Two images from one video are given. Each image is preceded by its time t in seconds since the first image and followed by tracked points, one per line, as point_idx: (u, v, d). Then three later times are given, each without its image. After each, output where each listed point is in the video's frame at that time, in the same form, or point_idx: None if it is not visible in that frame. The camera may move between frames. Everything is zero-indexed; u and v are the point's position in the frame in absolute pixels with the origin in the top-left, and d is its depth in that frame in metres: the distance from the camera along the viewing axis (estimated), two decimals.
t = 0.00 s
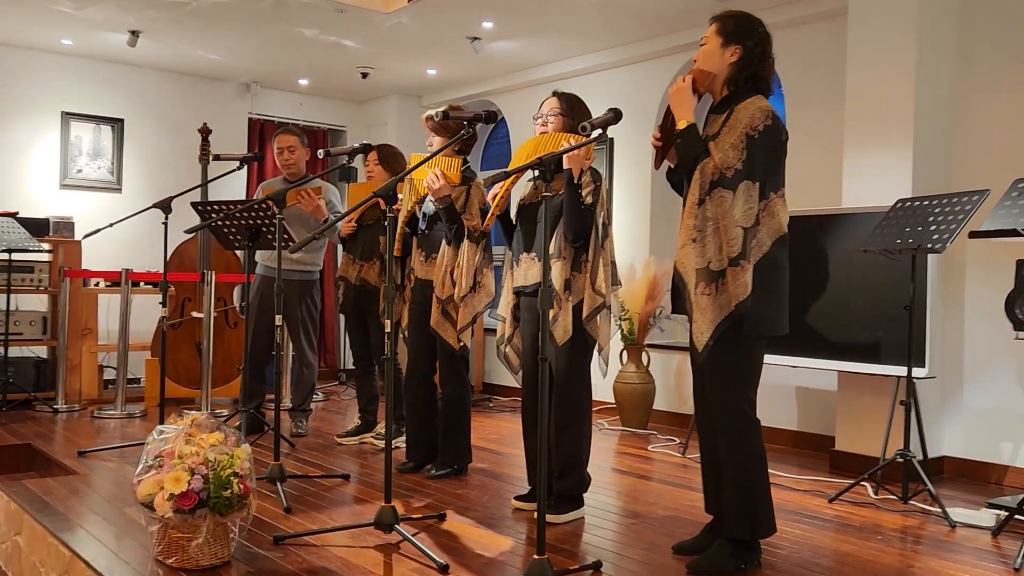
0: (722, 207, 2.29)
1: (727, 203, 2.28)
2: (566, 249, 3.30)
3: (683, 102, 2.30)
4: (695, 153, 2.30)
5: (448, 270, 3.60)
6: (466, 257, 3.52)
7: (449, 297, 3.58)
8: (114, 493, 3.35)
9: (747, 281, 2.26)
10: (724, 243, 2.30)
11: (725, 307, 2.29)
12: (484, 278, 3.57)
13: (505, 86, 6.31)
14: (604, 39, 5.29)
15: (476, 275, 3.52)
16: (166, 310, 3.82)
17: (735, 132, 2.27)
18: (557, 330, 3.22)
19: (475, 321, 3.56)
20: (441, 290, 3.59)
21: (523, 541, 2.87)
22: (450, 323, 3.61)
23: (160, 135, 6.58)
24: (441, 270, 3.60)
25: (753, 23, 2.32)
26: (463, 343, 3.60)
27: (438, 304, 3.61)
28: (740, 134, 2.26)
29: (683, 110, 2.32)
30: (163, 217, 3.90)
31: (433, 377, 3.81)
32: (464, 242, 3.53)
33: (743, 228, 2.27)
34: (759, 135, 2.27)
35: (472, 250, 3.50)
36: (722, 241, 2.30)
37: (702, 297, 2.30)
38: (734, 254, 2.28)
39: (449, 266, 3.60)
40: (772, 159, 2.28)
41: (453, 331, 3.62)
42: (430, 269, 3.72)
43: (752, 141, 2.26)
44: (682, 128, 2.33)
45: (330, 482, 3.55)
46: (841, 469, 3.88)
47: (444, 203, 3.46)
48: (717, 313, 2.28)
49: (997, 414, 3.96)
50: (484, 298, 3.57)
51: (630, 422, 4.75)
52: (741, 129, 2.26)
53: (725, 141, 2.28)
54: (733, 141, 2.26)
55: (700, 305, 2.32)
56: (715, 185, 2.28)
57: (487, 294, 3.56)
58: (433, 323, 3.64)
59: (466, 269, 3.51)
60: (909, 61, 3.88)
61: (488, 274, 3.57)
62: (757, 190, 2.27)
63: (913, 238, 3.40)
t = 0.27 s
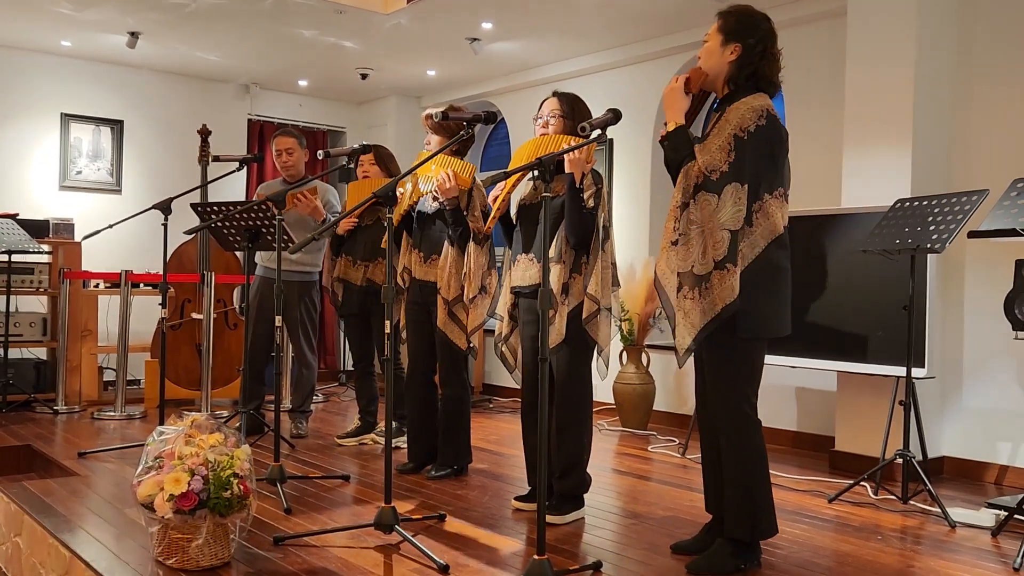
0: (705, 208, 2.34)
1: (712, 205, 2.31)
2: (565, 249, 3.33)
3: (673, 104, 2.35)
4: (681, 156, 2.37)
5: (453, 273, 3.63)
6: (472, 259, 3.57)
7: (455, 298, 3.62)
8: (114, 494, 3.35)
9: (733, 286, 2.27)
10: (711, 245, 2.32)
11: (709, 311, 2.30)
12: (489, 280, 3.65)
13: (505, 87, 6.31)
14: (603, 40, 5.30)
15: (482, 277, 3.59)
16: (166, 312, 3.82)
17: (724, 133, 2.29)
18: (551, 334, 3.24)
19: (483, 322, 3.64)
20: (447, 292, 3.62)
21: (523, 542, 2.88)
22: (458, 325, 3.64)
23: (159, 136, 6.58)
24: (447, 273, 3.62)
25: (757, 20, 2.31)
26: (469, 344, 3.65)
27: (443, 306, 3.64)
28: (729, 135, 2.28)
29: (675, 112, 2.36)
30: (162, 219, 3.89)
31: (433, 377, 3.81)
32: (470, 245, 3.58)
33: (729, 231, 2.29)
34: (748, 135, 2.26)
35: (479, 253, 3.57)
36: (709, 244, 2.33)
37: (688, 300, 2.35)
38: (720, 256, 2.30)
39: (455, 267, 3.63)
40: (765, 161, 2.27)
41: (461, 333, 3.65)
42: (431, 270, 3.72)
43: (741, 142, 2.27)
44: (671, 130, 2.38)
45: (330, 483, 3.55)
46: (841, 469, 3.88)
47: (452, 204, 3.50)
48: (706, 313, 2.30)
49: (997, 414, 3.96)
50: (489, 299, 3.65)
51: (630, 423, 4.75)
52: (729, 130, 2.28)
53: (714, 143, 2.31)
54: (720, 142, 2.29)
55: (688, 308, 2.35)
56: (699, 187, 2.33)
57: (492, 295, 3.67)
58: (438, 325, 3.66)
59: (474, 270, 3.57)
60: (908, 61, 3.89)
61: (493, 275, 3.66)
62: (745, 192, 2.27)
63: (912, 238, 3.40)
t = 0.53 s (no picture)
0: (707, 222, 2.33)
1: (713, 219, 2.30)
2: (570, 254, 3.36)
3: (673, 116, 2.36)
4: (682, 169, 2.37)
5: (456, 275, 3.63)
6: (474, 260, 3.55)
7: (458, 301, 3.62)
8: (116, 500, 3.36)
9: (738, 298, 2.27)
10: (711, 258, 2.31)
11: (715, 325, 2.28)
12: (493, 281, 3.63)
13: (505, 91, 6.32)
14: (604, 44, 5.30)
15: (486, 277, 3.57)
16: (167, 317, 3.83)
17: (723, 144, 2.30)
18: (557, 338, 3.28)
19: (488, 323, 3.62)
20: (450, 293, 3.61)
21: (525, 547, 2.88)
22: (461, 325, 3.64)
23: (161, 141, 6.59)
24: (450, 276, 3.61)
25: (753, 25, 2.30)
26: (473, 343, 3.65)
27: (446, 307, 3.63)
28: (729, 147, 2.29)
29: (676, 125, 2.38)
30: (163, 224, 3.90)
31: (434, 382, 3.81)
32: (473, 247, 3.56)
33: (730, 244, 2.28)
34: (748, 145, 2.27)
35: (481, 253, 3.55)
36: (710, 256, 2.31)
37: (688, 314, 2.35)
38: (724, 269, 2.29)
39: (458, 269, 3.62)
40: (764, 171, 2.28)
41: (463, 334, 3.64)
42: (433, 273, 3.71)
43: (741, 152, 2.28)
44: (672, 142, 2.39)
45: (331, 487, 3.55)
46: (843, 472, 3.88)
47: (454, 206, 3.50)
48: (712, 326, 2.28)
49: (998, 418, 3.96)
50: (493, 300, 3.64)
51: (632, 427, 4.75)
52: (729, 141, 2.29)
53: (713, 155, 2.31)
54: (720, 154, 2.30)
55: (687, 322, 2.35)
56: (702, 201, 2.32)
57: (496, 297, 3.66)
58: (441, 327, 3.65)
59: (478, 270, 3.55)
60: (908, 65, 3.89)
61: (496, 279, 3.66)
62: (746, 204, 2.27)
63: (913, 242, 3.40)
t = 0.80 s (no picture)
0: (720, 235, 2.30)
1: (725, 230, 2.29)
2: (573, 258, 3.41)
3: (677, 129, 2.35)
4: (692, 183, 2.36)
5: (456, 277, 3.63)
6: (473, 256, 3.61)
7: (458, 297, 3.63)
8: (117, 506, 3.35)
9: (750, 306, 2.27)
10: (725, 269, 2.29)
11: (729, 334, 2.27)
12: (490, 277, 3.69)
13: (506, 96, 6.32)
14: (606, 49, 5.30)
15: (485, 271, 3.63)
16: (169, 323, 3.82)
17: (731, 154, 2.28)
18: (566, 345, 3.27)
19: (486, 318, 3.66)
20: (451, 292, 3.62)
21: (527, 553, 2.87)
22: (462, 323, 3.64)
23: (162, 147, 6.59)
24: (450, 275, 3.61)
25: (749, 32, 2.30)
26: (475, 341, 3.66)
27: (447, 308, 3.62)
28: (736, 156, 2.27)
29: (681, 138, 2.35)
30: (165, 230, 3.90)
31: (436, 387, 3.81)
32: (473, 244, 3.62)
33: (742, 253, 2.27)
34: (755, 153, 2.26)
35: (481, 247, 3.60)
36: (723, 267, 2.30)
37: (705, 329, 2.31)
38: (734, 279, 2.28)
39: (459, 270, 3.62)
40: (771, 178, 2.27)
41: (464, 333, 3.65)
42: (435, 277, 3.71)
43: (749, 160, 2.26)
44: (678, 155, 2.37)
45: (333, 494, 3.55)
46: (846, 478, 3.87)
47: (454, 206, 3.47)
48: (724, 337, 2.28)
49: (1001, 422, 3.96)
50: (491, 297, 3.67)
51: (634, 432, 4.74)
52: (735, 150, 2.27)
53: (721, 166, 2.30)
54: (728, 165, 2.28)
55: (705, 336, 2.31)
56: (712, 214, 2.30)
57: (493, 290, 3.69)
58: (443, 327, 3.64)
59: (478, 265, 3.61)
60: (909, 70, 3.89)
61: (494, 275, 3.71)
62: (755, 213, 2.26)
63: (915, 247, 3.40)
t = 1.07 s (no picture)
0: (738, 245, 2.30)
1: (741, 240, 2.29)
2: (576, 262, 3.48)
3: (687, 141, 2.35)
4: (706, 195, 2.33)
5: (458, 282, 3.63)
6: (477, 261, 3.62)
7: (460, 303, 3.62)
8: (119, 511, 3.36)
9: (766, 313, 2.30)
10: (742, 277, 2.30)
11: (748, 342, 2.29)
12: (491, 285, 3.69)
13: (508, 100, 6.32)
14: (608, 54, 5.31)
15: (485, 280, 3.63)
16: (171, 327, 3.83)
17: (742, 163, 2.28)
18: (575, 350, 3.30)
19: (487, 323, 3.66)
20: (455, 297, 3.62)
21: (528, 557, 2.88)
22: (465, 328, 3.63)
23: (165, 152, 6.60)
24: (453, 280, 3.62)
25: (745, 38, 2.31)
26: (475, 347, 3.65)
27: (449, 311, 3.62)
28: (748, 165, 2.27)
29: (689, 149, 2.36)
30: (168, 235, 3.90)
31: (437, 390, 3.82)
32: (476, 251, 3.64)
33: (759, 260, 2.30)
34: (766, 160, 2.27)
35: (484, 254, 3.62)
36: (738, 276, 2.30)
37: (726, 340, 2.30)
38: (749, 286, 2.30)
39: (460, 273, 3.64)
40: (781, 184, 2.29)
41: (466, 338, 3.64)
42: (437, 282, 3.73)
43: (760, 169, 2.27)
44: (689, 167, 2.36)
45: (335, 498, 3.55)
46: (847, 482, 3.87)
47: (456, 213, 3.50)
48: (744, 347, 2.28)
49: (1003, 426, 3.96)
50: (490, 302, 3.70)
51: (635, 436, 4.74)
52: (747, 159, 2.27)
53: (733, 175, 2.29)
54: (741, 174, 2.28)
55: (725, 346, 2.30)
56: (729, 224, 2.30)
57: (493, 297, 3.70)
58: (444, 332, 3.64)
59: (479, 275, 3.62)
60: (910, 75, 3.89)
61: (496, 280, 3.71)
62: (769, 219, 2.29)
63: (916, 251, 3.41)
